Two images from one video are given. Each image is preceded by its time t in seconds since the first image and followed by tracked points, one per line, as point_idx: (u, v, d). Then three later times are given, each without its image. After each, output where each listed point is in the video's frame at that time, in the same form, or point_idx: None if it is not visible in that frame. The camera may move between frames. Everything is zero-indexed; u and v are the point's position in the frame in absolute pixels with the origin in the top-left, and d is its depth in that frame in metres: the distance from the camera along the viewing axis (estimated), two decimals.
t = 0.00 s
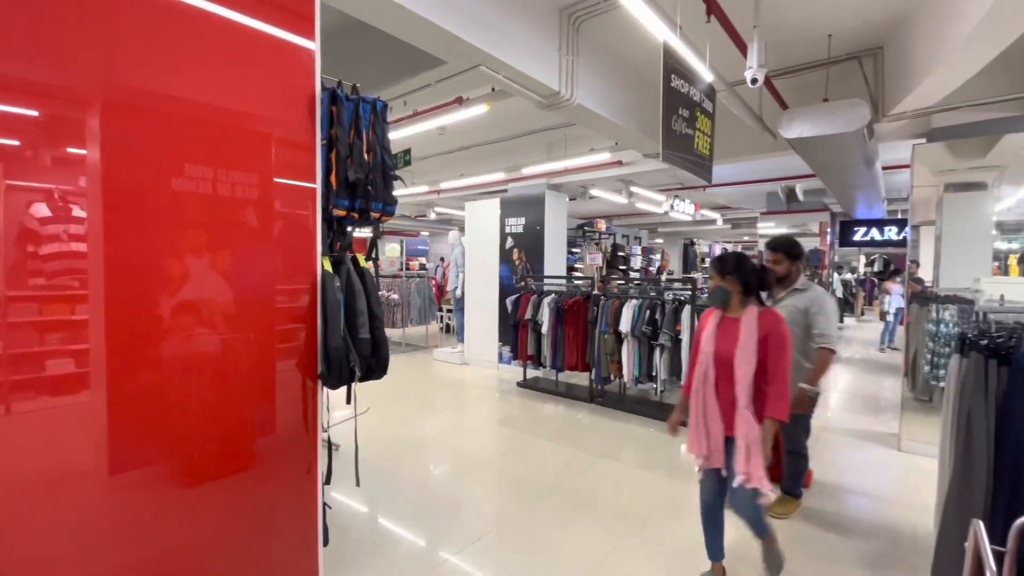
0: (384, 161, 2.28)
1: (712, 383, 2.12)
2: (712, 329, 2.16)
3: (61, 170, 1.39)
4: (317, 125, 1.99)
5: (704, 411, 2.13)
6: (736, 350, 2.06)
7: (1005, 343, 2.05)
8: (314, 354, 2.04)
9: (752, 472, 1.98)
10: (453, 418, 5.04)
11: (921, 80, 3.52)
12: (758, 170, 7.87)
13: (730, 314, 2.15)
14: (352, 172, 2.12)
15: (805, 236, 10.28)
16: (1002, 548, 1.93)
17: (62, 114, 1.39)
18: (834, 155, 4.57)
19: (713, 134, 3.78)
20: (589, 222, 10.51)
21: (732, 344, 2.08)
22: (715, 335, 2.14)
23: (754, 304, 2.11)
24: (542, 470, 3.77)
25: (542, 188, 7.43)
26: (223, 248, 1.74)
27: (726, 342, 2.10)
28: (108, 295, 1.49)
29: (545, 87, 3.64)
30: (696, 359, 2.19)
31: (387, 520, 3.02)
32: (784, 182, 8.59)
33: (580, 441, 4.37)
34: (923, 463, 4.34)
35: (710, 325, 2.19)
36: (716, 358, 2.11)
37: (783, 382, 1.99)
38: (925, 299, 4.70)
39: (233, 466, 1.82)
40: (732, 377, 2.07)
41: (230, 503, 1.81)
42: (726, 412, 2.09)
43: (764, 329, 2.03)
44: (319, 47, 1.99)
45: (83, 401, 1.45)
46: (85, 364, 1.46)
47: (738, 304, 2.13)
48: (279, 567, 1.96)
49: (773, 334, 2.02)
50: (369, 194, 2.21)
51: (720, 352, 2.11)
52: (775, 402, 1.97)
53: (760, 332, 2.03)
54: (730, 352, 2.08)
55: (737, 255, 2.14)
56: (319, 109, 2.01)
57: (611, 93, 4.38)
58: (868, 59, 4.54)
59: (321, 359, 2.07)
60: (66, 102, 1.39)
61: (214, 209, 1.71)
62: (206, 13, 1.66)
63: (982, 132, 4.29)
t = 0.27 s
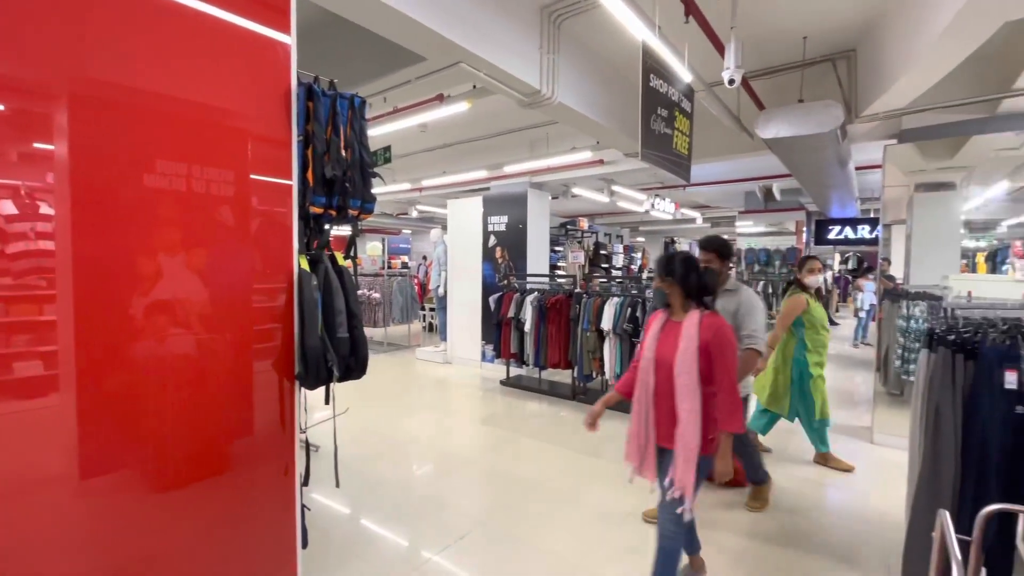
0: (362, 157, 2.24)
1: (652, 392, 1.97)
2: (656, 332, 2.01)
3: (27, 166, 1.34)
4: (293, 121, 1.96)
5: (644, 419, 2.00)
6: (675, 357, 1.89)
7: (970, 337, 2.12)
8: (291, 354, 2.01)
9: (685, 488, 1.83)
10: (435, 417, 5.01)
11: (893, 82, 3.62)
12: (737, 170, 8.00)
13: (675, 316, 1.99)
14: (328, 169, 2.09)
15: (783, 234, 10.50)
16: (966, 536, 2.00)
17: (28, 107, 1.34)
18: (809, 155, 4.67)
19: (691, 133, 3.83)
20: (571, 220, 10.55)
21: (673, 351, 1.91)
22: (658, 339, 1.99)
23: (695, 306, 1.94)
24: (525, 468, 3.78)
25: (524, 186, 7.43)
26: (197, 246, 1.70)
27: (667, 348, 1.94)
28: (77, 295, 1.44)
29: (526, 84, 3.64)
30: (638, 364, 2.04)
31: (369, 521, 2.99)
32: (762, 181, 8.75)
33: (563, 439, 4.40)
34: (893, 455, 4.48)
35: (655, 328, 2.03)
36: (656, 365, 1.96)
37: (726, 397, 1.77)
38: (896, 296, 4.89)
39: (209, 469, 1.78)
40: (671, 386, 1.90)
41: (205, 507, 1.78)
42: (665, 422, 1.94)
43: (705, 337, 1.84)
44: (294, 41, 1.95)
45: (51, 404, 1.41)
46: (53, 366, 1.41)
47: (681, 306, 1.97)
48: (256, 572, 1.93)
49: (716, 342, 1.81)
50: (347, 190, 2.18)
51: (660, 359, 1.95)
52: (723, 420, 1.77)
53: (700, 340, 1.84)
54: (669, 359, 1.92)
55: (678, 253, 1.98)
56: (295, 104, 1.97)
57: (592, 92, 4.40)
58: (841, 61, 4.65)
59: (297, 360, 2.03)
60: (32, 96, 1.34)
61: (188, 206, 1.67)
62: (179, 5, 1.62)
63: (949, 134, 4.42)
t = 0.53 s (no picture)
0: (344, 155, 2.23)
1: (599, 400, 1.79)
2: (610, 333, 1.85)
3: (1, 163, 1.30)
4: (274, 118, 1.93)
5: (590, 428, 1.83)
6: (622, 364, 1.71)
7: (945, 334, 2.17)
8: (273, 354, 1.98)
9: (631, 506, 1.66)
10: (422, 416, 4.99)
11: (872, 84, 3.69)
12: (721, 169, 8.09)
13: (629, 319, 1.82)
14: (310, 166, 2.05)
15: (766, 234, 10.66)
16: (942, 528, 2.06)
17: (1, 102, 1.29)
18: (792, 155, 4.74)
19: (675, 133, 3.87)
20: (558, 219, 10.58)
21: (620, 356, 1.74)
22: (609, 343, 1.82)
23: (648, 308, 1.76)
24: (512, 467, 3.77)
25: (511, 185, 7.43)
26: (177, 245, 1.66)
27: (615, 353, 1.76)
28: (53, 295, 1.40)
29: (511, 82, 3.64)
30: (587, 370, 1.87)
31: (355, 522, 2.96)
32: (745, 181, 8.87)
33: (551, 437, 4.41)
34: (873, 449, 4.57)
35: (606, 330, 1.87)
36: (604, 371, 1.78)
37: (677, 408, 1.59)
38: (875, 293, 4.94)
39: (191, 472, 1.75)
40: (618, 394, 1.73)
41: (187, 509, 1.75)
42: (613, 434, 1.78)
43: (654, 341, 1.66)
44: (276, 37, 1.92)
45: (27, 407, 1.37)
46: (28, 369, 1.37)
47: (633, 307, 1.79)
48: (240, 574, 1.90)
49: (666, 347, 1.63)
50: (330, 189, 2.15)
51: (607, 365, 1.77)
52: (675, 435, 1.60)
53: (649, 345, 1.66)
54: (616, 366, 1.74)
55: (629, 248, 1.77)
56: (276, 101, 1.94)
57: (577, 91, 4.41)
58: (822, 63, 4.72)
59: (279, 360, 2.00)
60: (6, 90, 1.30)
61: (168, 204, 1.63)
62: None
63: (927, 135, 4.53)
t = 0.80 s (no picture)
0: (327, 152, 2.21)
1: (535, 407, 1.66)
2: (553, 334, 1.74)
3: None
4: (254, 114, 1.89)
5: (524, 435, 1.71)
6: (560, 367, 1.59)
7: (922, 330, 2.22)
8: (255, 355, 1.95)
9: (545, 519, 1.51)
10: (409, 416, 4.96)
11: (852, 85, 3.76)
12: (706, 169, 8.17)
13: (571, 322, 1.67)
14: (292, 164, 2.02)
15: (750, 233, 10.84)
16: (918, 520, 2.12)
17: None
18: (774, 155, 4.80)
19: (659, 132, 3.90)
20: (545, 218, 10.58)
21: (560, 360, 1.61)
22: (552, 346, 1.70)
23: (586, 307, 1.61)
24: (499, 466, 3.77)
25: (498, 184, 7.42)
26: (156, 245, 1.63)
27: (555, 356, 1.64)
28: (27, 295, 1.36)
29: (497, 81, 3.63)
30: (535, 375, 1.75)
31: (342, 523, 2.94)
32: (730, 180, 8.97)
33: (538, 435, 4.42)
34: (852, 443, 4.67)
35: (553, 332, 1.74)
36: (544, 375, 1.66)
37: (598, 417, 1.46)
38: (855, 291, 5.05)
39: (171, 476, 1.72)
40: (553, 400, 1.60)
41: (168, 512, 1.72)
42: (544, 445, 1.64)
43: (587, 343, 1.53)
44: (256, 32, 1.88)
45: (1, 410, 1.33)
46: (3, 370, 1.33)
47: (573, 310, 1.64)
48: None
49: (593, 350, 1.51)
50: (312, 186, 2.12)
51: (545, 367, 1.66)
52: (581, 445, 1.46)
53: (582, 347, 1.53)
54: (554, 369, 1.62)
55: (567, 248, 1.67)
56: (256, 97, 1.90)
57: (562, 90, 4.41)
58: (804, 64, 4.79)
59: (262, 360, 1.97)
60: None
61: (146, 201, 1.60)
62: None
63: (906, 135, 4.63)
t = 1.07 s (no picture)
0: (316, 152, 2.21)
1: (468, 422, 1.53)
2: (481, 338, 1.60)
3: None
4: (241, 113, 1.87)
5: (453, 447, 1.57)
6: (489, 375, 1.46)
7: (906, 328, 2.25)
8: (243, 355, 1.93)
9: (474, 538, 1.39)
10: (400, 417, 4.94)
11: (838, 87, 3.81)
12: (696, 169, 8.23)
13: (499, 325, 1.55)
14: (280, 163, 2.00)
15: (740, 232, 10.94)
16: (901, 515, 2.15)
17: None
18: (762, 155, 4.84)
19: (649, 133, 3.92)
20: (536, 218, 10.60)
21: (488, 366, 1.48)
22: (480, 354, 1.56)
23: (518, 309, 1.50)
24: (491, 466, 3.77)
25: (489, 183, 7.42)
26: (142, 245, 1.60)
27: (482, 365, 1.51)
28: (8, 297, 1.34)
29: (487, 80, 3.63)
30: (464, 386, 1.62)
31: (333, 524, 2.92)
32: (719, 180, 9.05)
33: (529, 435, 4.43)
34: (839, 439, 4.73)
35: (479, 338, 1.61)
36: (473, 386, 1.53)
37: (531, 425, 1.35)
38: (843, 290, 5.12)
39: (157, 479, 1.69)
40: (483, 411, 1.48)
41: (154, 516, 1.69)
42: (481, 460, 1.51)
43: (516, 346, 1.41)
44: (243, 30, 1.86)
45: None
46: None
47: (502, 312, 1.52)
48: None
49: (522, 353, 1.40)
50: (300, 186, 2.11)
51: (472, 375, 1.53)
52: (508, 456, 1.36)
53: (511, 351, 1.42)
54: (483, 378, 1.49)
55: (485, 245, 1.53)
56: (243, 95, 1.88)
57: (552, 90, 4.42)
58: (791, 65, 4.84)
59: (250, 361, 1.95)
60: None
61: (131, 201, 1.57)
62: None
63: (892, 136, 4.68)
